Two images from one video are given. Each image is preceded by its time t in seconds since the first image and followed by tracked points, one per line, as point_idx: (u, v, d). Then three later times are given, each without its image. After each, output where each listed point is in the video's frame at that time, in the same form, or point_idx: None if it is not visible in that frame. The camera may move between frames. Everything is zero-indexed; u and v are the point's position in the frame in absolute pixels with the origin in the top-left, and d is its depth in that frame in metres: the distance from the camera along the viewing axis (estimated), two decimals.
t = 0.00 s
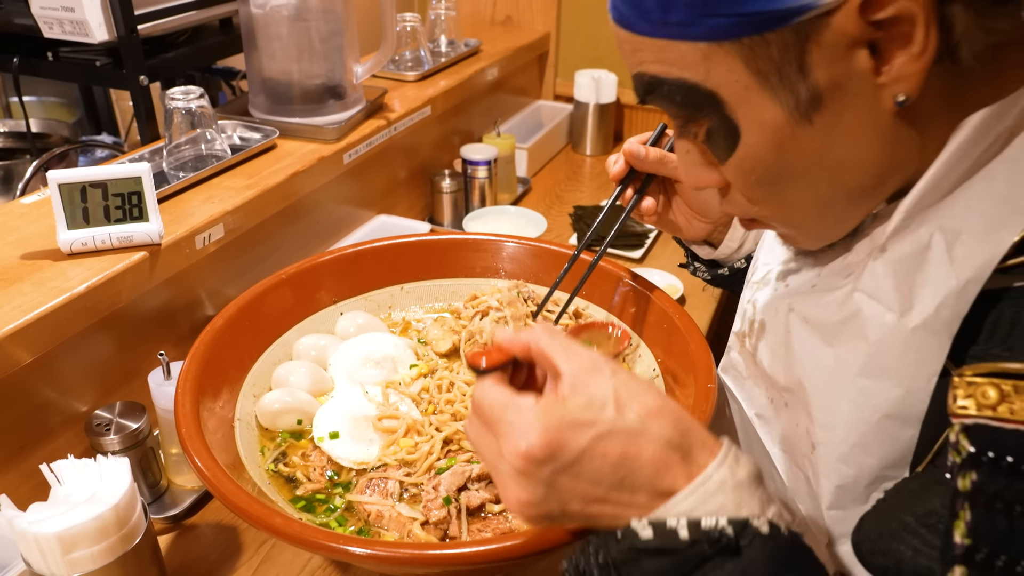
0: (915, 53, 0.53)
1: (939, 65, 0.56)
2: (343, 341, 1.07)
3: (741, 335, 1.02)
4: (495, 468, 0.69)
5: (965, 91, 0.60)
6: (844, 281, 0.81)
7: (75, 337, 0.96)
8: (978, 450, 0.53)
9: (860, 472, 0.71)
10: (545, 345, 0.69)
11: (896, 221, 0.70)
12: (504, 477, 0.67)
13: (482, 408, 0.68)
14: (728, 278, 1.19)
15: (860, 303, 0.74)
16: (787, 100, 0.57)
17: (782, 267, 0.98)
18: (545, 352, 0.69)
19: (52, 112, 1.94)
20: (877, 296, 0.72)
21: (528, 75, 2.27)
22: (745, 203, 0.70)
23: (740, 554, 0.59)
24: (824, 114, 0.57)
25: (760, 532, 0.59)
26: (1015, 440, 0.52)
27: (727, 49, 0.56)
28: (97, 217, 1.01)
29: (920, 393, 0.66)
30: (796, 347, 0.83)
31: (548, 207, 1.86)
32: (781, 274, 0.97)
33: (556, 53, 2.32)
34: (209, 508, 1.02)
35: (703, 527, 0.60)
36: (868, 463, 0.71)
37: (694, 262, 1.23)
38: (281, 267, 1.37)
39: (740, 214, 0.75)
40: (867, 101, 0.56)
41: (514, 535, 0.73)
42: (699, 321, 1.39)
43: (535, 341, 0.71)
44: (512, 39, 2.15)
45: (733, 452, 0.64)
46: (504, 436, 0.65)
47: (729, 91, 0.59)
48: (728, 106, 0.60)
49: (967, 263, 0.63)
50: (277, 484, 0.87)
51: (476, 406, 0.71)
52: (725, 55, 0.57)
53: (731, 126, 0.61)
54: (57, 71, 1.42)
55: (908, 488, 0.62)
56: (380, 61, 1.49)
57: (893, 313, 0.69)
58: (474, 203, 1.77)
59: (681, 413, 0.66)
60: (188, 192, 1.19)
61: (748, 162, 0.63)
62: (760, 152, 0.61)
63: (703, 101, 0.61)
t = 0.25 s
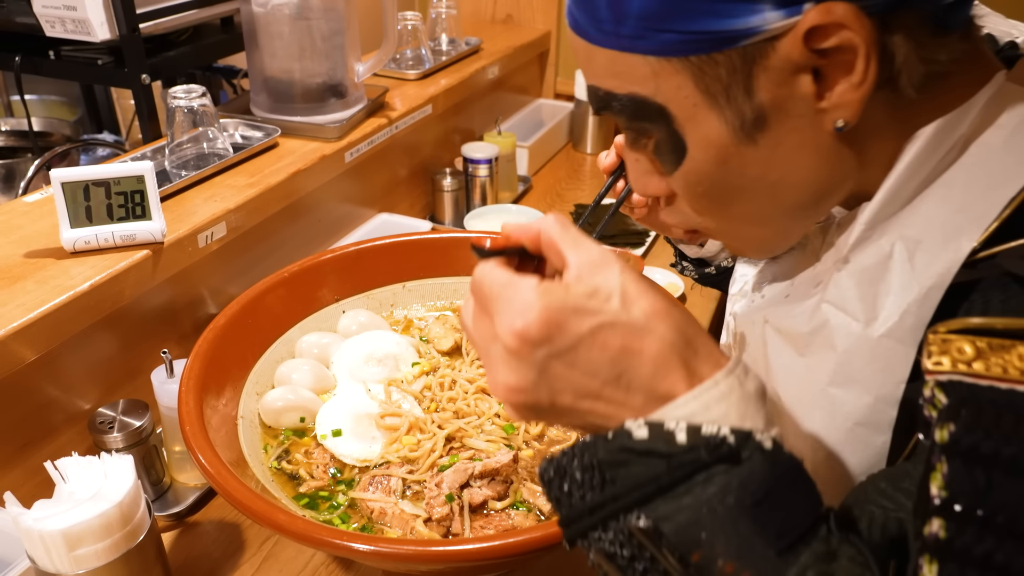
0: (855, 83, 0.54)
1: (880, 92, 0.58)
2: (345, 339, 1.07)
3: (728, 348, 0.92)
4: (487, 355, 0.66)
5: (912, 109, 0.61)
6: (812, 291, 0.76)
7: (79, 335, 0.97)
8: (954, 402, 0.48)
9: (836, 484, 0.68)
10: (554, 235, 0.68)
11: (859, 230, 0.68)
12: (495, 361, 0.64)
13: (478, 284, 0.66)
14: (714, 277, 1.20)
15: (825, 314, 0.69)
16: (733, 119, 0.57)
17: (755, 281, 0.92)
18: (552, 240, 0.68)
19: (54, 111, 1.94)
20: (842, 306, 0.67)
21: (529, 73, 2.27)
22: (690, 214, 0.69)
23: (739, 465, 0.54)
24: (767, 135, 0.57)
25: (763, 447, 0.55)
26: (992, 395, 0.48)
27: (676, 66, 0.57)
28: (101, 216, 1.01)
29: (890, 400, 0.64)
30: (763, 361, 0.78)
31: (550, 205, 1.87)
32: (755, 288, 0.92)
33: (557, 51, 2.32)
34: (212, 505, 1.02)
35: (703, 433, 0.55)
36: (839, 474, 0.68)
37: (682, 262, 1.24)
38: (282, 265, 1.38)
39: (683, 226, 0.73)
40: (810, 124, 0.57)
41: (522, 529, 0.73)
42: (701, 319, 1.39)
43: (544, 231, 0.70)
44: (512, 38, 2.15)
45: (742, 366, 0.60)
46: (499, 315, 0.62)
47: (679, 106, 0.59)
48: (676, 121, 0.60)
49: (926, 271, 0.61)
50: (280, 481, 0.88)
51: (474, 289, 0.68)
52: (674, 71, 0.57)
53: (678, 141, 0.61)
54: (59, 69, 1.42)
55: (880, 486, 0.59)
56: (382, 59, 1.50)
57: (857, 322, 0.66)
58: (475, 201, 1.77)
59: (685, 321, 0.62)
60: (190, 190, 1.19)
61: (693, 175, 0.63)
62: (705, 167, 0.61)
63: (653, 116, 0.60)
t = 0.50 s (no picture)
0: (818, 92, 0.58)
1: (842, 102, 0.64)
2: (348, 337, 1.08)
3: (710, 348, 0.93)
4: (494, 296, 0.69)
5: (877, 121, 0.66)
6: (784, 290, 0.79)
7: (82, 333, 0.97)
8: (921, 378, 0.52)
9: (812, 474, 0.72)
10: (571, 184, 0.68)
11: (826, 232, 0.71)
12: (502, 302, 0.67)
13: (490, 227, 0.68)
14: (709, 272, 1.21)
15: (797, 314, 0.72)
16: (699, 117, 0.61)
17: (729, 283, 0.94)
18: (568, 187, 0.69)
19: (56, 109, 1.93)
20: (814, 305, 0.70)
21: (531, 72, 2.27)
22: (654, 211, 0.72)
23: (747, 417, 0.57)
24: (731, 136, 0.61)
25: (771, 402, 0.57)
26: (957, 372, 0.52)
27: (648, 60, 0.60)
28: (104, 214, 1.01)
29: (861, 394, 0.68)
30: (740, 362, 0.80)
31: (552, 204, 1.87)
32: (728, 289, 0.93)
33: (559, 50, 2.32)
34: (216, 502, 1.03)
35: (711, 384, 0.57)
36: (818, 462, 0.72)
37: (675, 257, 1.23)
38: (285, 263, 1.38)
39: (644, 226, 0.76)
40: (772, 128, 0.61)
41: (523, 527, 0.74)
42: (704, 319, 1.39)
43: (560, 179, 0.70)
44: (514, 36, 2.16)
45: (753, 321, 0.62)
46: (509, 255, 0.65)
47: (647, 100, 0.62)
48: (643, 116, 0.63)
49: (893, 271, 0.65)
50: (284, 478, 0.88)
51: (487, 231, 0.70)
52: (646, 65, 0.60)
53: (644, 137, 0.64)
54: (62, 67, 1.42)
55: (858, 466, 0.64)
56: (384, 58, 1.50)
57: (828, 321, 0.69)
58: (477, 200, 1.77)
59: (696, 275, 0.64)
60: (194, 188, 1.19)
61: (657, 174, 0.66)
62: (667, 165, 0.65)
63: (620, 109, 0.64)
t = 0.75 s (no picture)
0: (822, 85, 0.59)
1: (845, 95, 0.65)
2: (350, 336, 1.08)
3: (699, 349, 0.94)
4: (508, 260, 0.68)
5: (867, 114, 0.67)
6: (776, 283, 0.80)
7: (85, 331, 0.97)
8: (904, 373, 0.53)
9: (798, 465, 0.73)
10: (586, 158, 0.66)
11: (817, 226, 0.73)
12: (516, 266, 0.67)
13: (504, 192, 0.67)
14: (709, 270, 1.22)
15: (789, 305, 0.73)
16: (703, 111, 0.62)
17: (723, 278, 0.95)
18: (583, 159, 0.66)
19: (58, 108, 1.93)
20: (805, 296, 0.72)
21: (533, 71, 2.27)
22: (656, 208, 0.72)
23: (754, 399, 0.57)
24: (735, 129, 0.62)
25: (779, 384, 0.58)
26: (940, 367, 0.53)
27: (652, 54, 0.61)
28: (108, 212, 1.02)
29: (848, 384, 0.71)
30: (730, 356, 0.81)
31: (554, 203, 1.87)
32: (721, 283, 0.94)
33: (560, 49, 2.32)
34: (218, 500, 1.03)
35: (720, 364, 0.58)
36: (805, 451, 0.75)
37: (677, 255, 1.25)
38: (286, 262, 1.38)
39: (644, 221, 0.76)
40: (774, 121, 0.62)
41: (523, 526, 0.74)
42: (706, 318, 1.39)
43: (576, 151, 0.67)
44: (516, 35, 2.16)
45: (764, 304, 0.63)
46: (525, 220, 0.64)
47: (651, 95, 0.63)
48: (648, 110, 0.64)
49: (884, 264, 0.68)
50: (286, 477, 0.88)
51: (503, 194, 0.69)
52: (650, 59, 0.61)
53: (648, 131, 0.65)
54: (64, 66, 1.42)
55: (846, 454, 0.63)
56: (386, 56, 1.50)
57: (818, 313, 0.71)
58: (479, 199, 1.77)
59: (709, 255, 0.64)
60: (196, 187, 1.19)
61: (660, 169, 0.67)
62: (672, 160, 0.65)
63: (624, 103, 0.64)
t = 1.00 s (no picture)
0: (853, 75, 0.57)
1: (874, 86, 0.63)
2: (352, 335, 1.08)
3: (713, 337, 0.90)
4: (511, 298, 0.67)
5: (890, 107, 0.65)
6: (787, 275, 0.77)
7: (86, 330, 0.97)
8: (925, 379, 0.49)
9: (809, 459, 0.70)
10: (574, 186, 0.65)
11: (833, 216, 0.69)
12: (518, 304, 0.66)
13: (502, 228, 0.66)
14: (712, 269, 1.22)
15: (803, 296, 0.70)
16: (731, 105, 0.60)
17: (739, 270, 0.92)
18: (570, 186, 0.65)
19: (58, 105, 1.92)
20: (820, 287, 0.69)
21: (534, 70, 2.27)
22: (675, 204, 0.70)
23: (765, 420, 0.56)
24: (763, 123, 0.60)
25: (788, 404, 0.56)
26: (959, 372, 0.49)
27: (678, 51, 0.59)
28: (109, 210, 1.02)
29: (862, 378, 0.67)
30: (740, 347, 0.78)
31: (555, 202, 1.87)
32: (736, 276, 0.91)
33: (562, 48, 2.32)
34: (219, 499, 1.03)
35: (729, 387, 0.56)
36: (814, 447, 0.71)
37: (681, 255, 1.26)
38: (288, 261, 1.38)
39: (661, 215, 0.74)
40: (804, 115, 0.60)
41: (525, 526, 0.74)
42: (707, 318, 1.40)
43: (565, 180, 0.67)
44: (517, 34, 2.16)
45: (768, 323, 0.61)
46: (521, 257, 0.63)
47: (677, 92, 0.61)
48: (675, 107, 0.62)
49: (901, 255, 0.65)
50: (288, 475, 0.88)
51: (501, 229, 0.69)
52: (676, 55, 0.59)
53: (674, 127, 0.63)
54: (66, 64, 1.42)
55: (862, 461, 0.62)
56: (388, 55, 1.49)
57: (833, 305, 0.68)
58: (480, 198, 1.77)
59: (711, 278, 0.61)
60: (198, 185, 1.19)
61: (686, 163, 0.65)
62: (700, 154, 0.64)
63: (650, 101, 0.62)
